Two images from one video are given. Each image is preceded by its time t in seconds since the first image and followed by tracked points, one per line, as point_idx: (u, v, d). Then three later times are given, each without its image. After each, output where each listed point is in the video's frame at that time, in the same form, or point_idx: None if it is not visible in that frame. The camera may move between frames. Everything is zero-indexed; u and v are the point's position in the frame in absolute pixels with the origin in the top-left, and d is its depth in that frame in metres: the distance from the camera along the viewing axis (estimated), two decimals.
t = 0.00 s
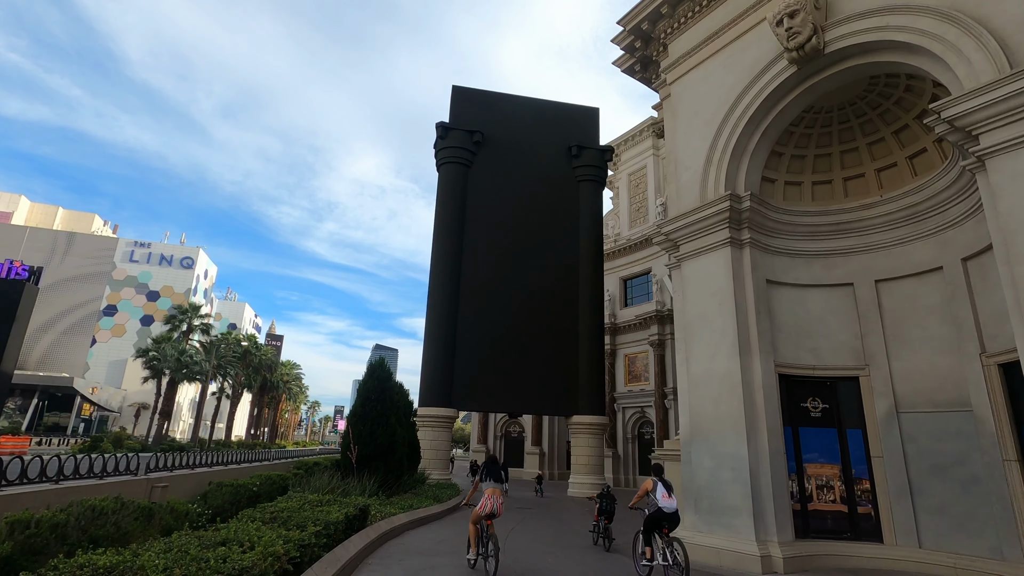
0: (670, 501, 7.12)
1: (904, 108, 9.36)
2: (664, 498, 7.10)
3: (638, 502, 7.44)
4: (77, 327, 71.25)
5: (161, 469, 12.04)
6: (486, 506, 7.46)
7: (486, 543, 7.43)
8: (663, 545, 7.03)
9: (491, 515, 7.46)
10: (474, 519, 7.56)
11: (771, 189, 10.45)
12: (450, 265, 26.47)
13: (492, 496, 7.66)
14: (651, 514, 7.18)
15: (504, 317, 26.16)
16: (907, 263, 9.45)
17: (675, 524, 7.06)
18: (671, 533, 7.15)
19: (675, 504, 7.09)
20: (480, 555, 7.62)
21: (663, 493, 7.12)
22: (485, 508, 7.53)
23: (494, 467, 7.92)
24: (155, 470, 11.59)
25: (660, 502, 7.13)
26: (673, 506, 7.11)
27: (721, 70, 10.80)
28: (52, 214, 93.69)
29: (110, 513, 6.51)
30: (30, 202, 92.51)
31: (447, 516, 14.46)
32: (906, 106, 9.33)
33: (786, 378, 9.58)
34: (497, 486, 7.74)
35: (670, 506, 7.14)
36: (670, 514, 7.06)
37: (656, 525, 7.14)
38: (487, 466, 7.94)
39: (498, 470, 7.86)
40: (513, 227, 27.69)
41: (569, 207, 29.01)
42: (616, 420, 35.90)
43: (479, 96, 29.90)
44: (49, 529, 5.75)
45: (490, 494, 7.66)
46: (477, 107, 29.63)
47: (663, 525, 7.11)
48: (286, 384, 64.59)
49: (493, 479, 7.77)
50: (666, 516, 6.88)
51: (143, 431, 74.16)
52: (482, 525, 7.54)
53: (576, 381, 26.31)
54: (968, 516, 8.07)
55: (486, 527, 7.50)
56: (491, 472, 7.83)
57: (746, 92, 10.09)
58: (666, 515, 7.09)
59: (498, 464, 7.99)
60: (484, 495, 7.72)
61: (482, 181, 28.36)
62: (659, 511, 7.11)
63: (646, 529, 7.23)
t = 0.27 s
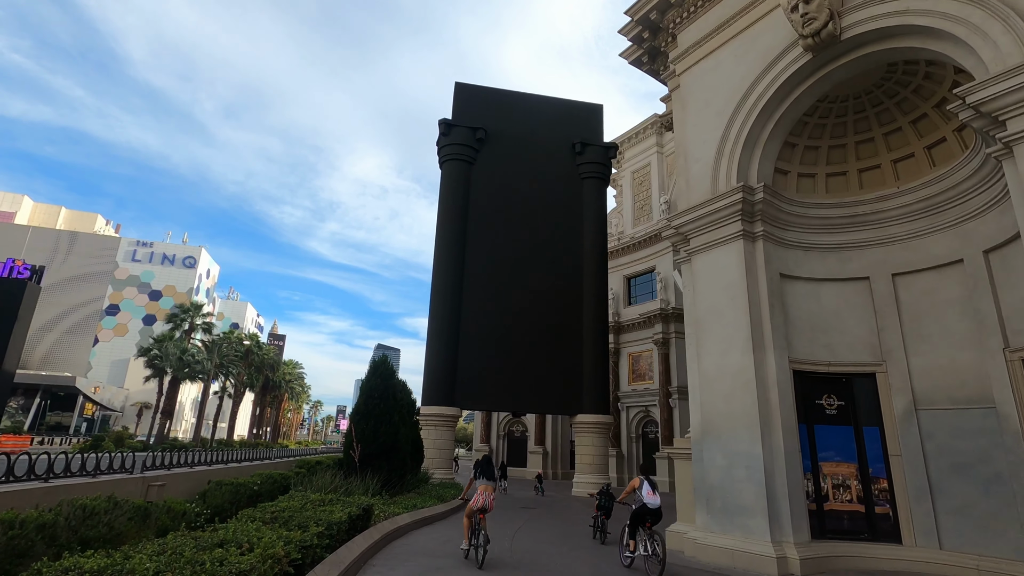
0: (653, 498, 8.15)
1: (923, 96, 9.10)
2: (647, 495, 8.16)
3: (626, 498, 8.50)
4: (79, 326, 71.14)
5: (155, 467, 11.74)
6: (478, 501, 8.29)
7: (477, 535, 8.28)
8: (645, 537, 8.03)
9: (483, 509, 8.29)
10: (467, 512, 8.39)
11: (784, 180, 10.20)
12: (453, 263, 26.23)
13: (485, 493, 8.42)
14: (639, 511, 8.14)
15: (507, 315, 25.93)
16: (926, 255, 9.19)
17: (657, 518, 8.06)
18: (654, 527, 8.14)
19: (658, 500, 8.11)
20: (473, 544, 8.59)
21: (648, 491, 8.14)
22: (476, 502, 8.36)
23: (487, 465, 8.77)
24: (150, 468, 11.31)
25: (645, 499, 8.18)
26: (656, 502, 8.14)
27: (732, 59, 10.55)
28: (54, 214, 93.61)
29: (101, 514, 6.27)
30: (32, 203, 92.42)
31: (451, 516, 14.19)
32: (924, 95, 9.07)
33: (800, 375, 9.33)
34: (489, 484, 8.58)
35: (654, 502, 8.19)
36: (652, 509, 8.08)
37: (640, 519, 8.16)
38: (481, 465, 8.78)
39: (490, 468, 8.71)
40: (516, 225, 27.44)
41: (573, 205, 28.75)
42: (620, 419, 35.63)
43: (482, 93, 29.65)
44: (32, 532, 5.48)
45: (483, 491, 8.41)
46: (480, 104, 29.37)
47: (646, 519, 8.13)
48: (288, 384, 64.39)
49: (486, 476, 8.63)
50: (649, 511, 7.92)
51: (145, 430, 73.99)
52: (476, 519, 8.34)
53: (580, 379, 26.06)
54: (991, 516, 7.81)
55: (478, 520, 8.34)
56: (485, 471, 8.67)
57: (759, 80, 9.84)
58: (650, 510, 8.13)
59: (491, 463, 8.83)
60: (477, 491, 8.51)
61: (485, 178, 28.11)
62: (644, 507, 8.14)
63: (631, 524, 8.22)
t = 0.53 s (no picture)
0: (640, 498, 8.85)
1: (938, 88, 8.87)
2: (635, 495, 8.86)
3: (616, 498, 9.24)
4: (79, 326, 70.93)
5: (147, 469, 11.49)
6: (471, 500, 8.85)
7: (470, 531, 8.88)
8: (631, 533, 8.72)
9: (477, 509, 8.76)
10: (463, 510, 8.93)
11: (794, 175, 9.96)
12: (453, 262, 25.99)
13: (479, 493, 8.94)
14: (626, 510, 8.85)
15: (509, 315, 25.72)
16: (941, 251, 8.95)
17: (643, 517, 8.73)
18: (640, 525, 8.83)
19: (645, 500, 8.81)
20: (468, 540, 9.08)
21: (635, 491, 8.87)
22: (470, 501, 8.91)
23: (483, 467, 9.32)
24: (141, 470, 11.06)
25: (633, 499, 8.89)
26: (643, 501, 8.85)
27: (740, 51, 10.31)
28: (54, 214, 93.42)
29: (89, 521, 6.05)
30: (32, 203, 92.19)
31: (453, 518, 13.95)
32: (939, 86, 8.85)
33: (812, 374, 9.10)
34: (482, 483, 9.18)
35: (641, 502, 8.88)
36: (639, 508, 8.77)
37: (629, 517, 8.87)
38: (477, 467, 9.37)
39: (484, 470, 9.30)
40: (518, 224, 27.21)
41: (575, 203, 28.50)
42: (622, 419, 35.40)
43: (483, 91, 29.41)
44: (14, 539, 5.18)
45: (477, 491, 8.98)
46: (481, 102, 29.13)
47: (633, 517, 8.82)
48: (288, 384, 64.12)
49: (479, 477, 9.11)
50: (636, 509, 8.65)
51: (145, 431, 73.76)
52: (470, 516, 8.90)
53: (582, 379, 25.80)
54: (1011, 518, 7.58)
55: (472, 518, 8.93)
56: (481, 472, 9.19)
57: (768, 73, 9.61)
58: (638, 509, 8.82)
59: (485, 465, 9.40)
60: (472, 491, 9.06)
61: (486, 177, 27.87)
62: (632, 506, 8.85)
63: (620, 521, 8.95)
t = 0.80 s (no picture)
0: (634, 495, 10.09)
1: (952, 75, 8.65)
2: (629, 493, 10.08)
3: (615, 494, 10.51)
4: (76, 327, 70.55)
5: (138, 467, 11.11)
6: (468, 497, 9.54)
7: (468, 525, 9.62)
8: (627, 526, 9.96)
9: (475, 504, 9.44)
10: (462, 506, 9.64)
11: (803, 166, 9.72)
12: (453, 261, 25.72)
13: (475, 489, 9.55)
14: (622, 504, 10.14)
15: (509, 313, 25.47)
16: (955, 243, 8.71)
17: (636, 512, 10.02)
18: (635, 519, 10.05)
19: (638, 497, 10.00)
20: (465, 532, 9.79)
21: (630, 489, 10.12)
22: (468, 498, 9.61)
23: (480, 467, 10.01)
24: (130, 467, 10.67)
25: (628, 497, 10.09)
26: (636, 499, 10.10)
27: (747, 40, 10.08)
28: (52, 214, 93.03)
29: (68, 522, 5.71)
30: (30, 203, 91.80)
31: (453, 519, 13.66)
32: (954, 73, 8.63)
33: (823, 370, 8.85)
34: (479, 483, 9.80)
35: (636, 499, 10.13)
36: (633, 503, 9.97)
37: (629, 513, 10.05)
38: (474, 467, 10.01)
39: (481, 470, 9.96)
40: (518, 222, 26.97)
41: (575, 201, 28.26)
42: (622, 419, 35.12)
43: (483, 88, 29.15)
44: None
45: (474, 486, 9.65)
46: (480, 99, 28.87)
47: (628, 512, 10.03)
48: (287, 385, 63.78)
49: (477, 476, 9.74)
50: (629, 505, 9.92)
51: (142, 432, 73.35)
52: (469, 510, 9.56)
53: (582, 379, 25.52)
54: None
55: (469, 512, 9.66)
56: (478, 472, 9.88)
57: (777, 61, 9.37)
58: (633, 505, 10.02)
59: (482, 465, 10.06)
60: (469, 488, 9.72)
61: (485, 174, 27.61)
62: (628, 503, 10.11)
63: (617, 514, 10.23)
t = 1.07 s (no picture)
0: (633, 496, 10.41)
1: (964, 66, 8.46)
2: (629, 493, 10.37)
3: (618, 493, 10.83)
4: (70, 327, 69.97)
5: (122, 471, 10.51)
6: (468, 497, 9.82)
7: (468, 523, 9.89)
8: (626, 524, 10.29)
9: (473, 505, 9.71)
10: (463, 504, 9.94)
11: (811, 161, 9.49)
12: (451, 260, 25.43)
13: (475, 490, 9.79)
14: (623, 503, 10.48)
15: (507, 313, 25.21)
16: (968, 239, 8.49)
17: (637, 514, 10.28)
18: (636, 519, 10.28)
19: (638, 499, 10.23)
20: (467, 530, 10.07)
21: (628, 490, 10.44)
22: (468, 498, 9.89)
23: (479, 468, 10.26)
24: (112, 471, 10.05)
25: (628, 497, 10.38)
26: (635, 499, 10.38)
27: (753, 32, 9.85)
28: (46, 214, 92.35)
29: (41, 532, 5.43)
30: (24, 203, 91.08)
31: (451, 522, 13.37)
32: (966, 65, 8.43)
33: (832, 369, 8.62)
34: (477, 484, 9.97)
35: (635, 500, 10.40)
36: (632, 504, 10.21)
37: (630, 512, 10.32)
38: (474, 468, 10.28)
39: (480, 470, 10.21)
40: (516, 220, 26.72)
41: (574, 200, 28.01)
42: (621, 420, 34.90)
43: (481, 86, 28.87)
44: None
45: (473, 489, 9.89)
46: (478, 97, 28.60)
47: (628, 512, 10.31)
48: (283, 385, 63.33)
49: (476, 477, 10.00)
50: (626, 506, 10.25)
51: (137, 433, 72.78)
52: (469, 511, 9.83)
53: (581, 379, 25.26)
54: None
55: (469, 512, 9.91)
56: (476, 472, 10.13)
57: (785, 52, 9.14)
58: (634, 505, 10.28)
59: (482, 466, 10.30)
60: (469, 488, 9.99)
61: (483, 173, 27.35)
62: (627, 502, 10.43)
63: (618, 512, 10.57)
